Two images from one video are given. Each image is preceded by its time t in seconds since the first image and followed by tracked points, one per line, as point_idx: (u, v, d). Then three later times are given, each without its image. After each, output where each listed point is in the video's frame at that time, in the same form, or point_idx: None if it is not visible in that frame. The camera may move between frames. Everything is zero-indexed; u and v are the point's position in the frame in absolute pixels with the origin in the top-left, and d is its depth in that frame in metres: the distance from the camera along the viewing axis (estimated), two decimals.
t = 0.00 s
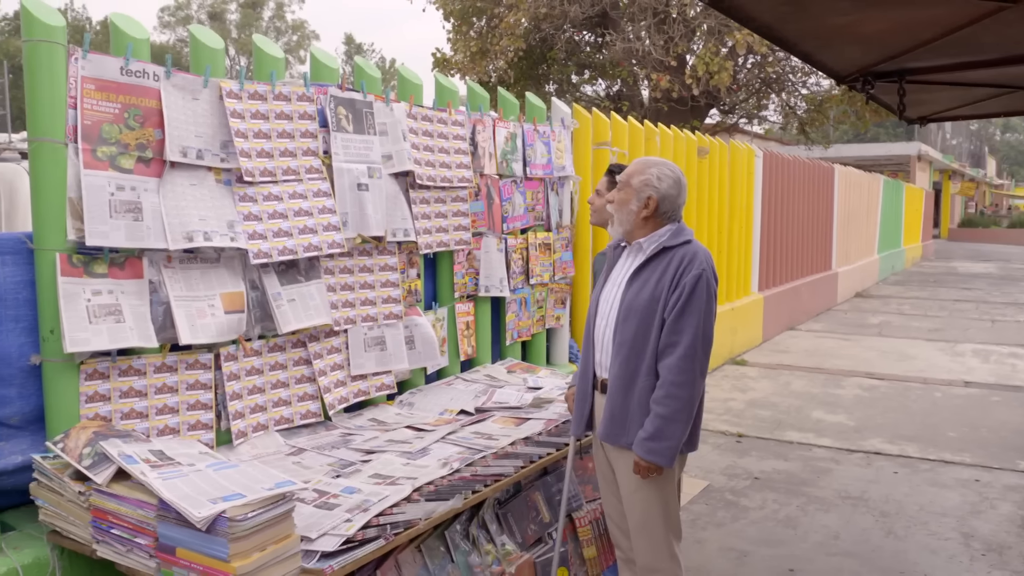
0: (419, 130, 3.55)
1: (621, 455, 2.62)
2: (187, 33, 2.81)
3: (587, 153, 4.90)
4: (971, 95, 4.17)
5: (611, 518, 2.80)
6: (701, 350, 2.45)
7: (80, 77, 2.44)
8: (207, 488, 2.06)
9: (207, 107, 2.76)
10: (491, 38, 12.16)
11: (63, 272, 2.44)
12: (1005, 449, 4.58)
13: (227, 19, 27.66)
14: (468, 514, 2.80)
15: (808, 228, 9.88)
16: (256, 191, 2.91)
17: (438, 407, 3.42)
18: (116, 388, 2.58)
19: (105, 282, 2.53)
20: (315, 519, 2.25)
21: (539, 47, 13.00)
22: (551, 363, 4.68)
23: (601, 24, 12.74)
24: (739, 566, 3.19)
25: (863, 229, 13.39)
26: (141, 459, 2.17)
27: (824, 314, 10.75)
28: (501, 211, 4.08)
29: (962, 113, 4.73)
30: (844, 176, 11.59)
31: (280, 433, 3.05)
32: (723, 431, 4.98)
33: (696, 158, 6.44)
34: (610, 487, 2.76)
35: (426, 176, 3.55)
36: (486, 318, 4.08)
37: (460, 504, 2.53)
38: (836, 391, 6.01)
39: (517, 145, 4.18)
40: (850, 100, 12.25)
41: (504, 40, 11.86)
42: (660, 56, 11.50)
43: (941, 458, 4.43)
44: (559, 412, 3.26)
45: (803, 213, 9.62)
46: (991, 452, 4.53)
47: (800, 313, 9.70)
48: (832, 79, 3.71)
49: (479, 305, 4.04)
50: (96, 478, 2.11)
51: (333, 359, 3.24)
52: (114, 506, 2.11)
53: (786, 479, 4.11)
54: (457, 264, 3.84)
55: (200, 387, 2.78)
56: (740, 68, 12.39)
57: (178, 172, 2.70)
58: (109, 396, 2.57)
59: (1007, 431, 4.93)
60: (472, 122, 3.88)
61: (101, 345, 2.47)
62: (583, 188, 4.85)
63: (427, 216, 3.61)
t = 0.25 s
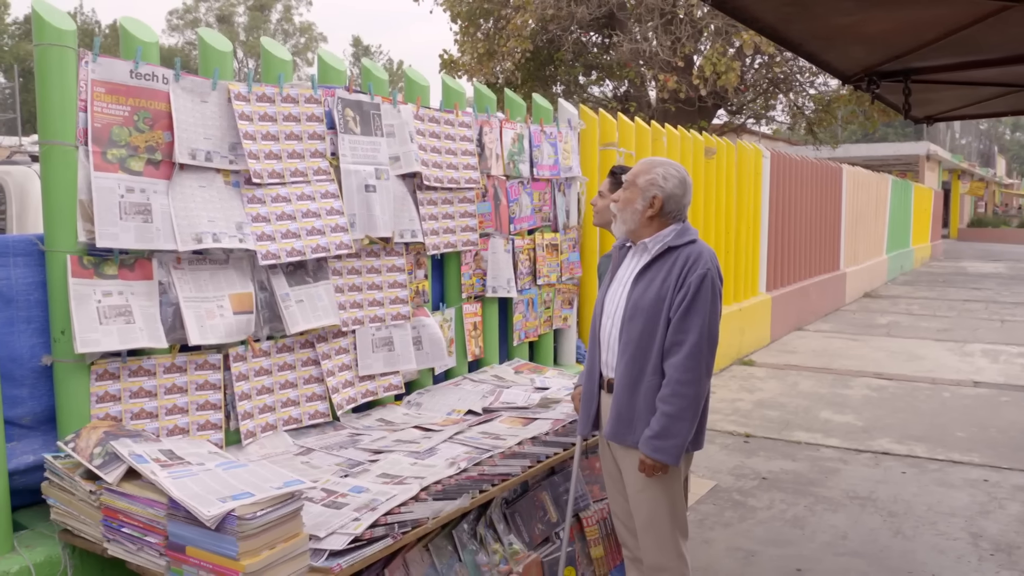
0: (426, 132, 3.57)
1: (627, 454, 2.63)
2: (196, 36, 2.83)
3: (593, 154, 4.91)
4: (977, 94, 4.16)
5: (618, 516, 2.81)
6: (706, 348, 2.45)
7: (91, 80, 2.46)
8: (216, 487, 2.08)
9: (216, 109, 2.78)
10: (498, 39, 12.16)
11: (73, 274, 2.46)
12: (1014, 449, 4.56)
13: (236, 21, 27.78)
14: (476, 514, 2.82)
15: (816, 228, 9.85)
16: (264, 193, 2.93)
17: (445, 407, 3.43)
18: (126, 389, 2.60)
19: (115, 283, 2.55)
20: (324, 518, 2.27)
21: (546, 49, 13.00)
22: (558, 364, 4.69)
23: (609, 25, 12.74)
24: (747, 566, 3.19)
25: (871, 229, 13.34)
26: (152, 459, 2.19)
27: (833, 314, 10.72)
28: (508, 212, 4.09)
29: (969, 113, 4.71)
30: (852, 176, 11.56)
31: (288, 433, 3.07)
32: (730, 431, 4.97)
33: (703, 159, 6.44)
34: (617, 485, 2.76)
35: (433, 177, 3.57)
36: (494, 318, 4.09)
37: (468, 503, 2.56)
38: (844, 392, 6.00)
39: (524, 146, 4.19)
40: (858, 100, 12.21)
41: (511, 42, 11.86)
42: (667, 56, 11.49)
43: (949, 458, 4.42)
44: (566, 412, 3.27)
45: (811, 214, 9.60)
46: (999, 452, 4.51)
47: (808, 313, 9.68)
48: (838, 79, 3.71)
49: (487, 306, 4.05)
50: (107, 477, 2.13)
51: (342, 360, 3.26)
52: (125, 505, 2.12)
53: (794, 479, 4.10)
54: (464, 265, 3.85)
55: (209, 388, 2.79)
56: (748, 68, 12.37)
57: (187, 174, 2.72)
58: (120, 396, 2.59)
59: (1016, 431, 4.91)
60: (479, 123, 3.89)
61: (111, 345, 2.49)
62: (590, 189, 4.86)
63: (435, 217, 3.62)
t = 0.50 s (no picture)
0: (433, 133, 3.58)
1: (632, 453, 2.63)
2: (205, 38, 2.84)
3: (600, 155, 4.91)
4: (985, 94, 4.14)
5: (624, 515, 2.81)
6: (708, 347, 2.44)
7: (100, 82, 2.48)
8: (225, 486, 2.09)
9: (224, 111, 2.79)
10: (505, 40, 12.16)
11: (83, 275, 2.48)
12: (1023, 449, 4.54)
13: (243, 23, 27.87)
14: (483, 514, 2.83)
15: (823, 228, 9.83)
16: (272, 194, 2.94)
17: (453, 407, 3.44)
18: (135, 389, 2.62)
19: (124, 284, 2.57)
20: (331, 517, 2.28)
21: (553, 49, 12.98)
22: (565, 364, 4.69)
23: (615, 25, 12.74)
24: (754, 566, 3.19)
25: (879, 229, 13.29)
26: (161, 459, 2.20)
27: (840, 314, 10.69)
28: (515, 212, 4.10)
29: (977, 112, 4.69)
30: (860, 176, 11.52)
31: (296, 433, 3.08)
32: (738, 432, 4.96)
33: (710, 159, 6.43)
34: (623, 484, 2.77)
35: (441, 178, 3.58)
36: (501, 319, 4.10)
37: (475, 504, 2.56)
38: (851, 392, 5.98)
39: (531, 146, 4.19)
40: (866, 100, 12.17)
41: (518, 43, 11.86)
42: (674, 57, 11.48)
43: (958, 458, 4.40)
44: (573, 413, 3.28)
45: (819, 214, 9.58)
46: (1008, 452, 4.50)
47: (816, 314, 9.65)
48: (844, 79, 3.70)
49: (494, 306, 4.05)
50: (117, 477, 2.14)
51: (349, 360, 3.27)
52: (134, 504, 2.14)
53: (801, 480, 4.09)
54: (471, 266, 3.86)
55: (218, 388, 2.81)
56: (755, 68, 12.34)
57: (196, 175, 2.74)
58: (129, 397, 2.60)
59: None
60: (486, 124, 3.90)
61: (120, 346, 2.51)
62: (596, 190, 4.86)
63: (442, 218, 3.63)
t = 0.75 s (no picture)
0: (437, 134, 3.58)
1: (636, 452, 2.63)
2: (209, 39, 2.85)
3: (604, 155, 4.91)
4: (989, 93, 4.13)
5: (627, 513, 2.81)
6: (711, 347, 2.45)
7: (105, 83, 2.49)
8: (229, 486, 2.10)
9: (228, 112, 2.80)
10: (509, 41, 12.15)
11: (88, 275, 2.49)
12: None
13: (247, 25, 27.94)
14: (487, 513, 2.84)
15: (827, 229, 9.81)
16: (276, 194, 2.95)
17: (457, 407, 3.44)
18: (140, 389, 2.63)
19: (129, 284, 2.58)
20: (336, 516, 2.29)
21: (557, 50, 12.98)
22: (569, 364, 4.69)
23: (619, 26, 12.74)
24: (758, 566, 3.19)
25: (883, 230, 13.27)
26: (166, 458, 2.21)
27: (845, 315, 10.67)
28: (519, 213, 4.11)
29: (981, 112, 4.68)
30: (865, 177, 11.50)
31: (301, 433, 3.09)
32: (742, 432, 4.96)
33: (713, 160, 6.43)
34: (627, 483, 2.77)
35: (445, 179, 3.59)
36: (504, 319, 4.10)
37: (480, 503, 2.58)
38: (856, 392, 5.97)
39: (534, 147, 4.20)
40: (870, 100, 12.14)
41: (522, 44, 11.86)
42: (678, 57, 11.48)
43: (962, 458, 4.39)
44: (577, 413, 3.28)
45: (823, 214, 9.56)
46: (1013, 452, 4.49)
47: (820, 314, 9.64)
48: (847, 79, 3.70)
49: (498, 307, 4.06)
50: (122, 476, 2.15)
51: (353, 361, 3.27)
52: (139, 504, 2.15)
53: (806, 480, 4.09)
54: (475, 266, 3.86)
55: (222, 388, 2.82)
56: (758, 68, 12.33)
57: (200, 176, 2.74)
58: (134, 397, 2.61)
59: None
60: (490, 125, 3.91)
61: (125, 346, 2.52)
62: (600, 191, 4.87)
63: (446, 219, 3.64)
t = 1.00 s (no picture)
0: (438, 134, 3.58)
1: (637, 452, 2.63)
2: (210, 39, 2.85)
3: (605, 155, 4.91)
4: (990, 93, 4.13)
5: (629, 513, 2.81)
6: (712, 346, 2.45)
7: (107, 83, 2.49)
8: (230, 485, 2.10)
9: (230, 111, 2.81)
10: (510, 41, 12.15)
11: (90, 275, 2.50)
12: None
13: (248, 25, 27.95)
14: (488, 512, 2.84)
15: (828, 229, 9.80)
16: (278, 194, 2.95)
17: (458, 407, 3.45)
18: (142, 388, 2.63)
19: (130, 283, 2.58)
20: (337, 516, 2.29)
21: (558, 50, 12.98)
22: (570, 364, 4.69)
23: (620, 26, 12.74)
24: (759, 566, 3.19)
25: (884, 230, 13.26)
26: (167, 457, 2.21)
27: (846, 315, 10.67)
28: (520, 213, 4.11)
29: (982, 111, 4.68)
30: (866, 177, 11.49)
31: (302, 433, 3.09)
32: (743, 432, 4.96)
33: (715, 160, 6.43)
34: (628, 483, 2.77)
35: (446, 179, 3.59)
36: (505, 319, 4.10)
37: (480, 502, 2.57)
38: (857, 392, 5.97)
39: (535, 147, 4.20)
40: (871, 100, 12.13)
41: (523, 44, 11.86)
42: (679, 57, 11.47)
43: (963, 458, 4.39)
44: (578, 412, 3.28)
45: (824, 214, 9.56)
46: (1015, 452, 4.48)
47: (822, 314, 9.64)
48: (848, 79, 3.70)
49: (499, 307, 4.06)
50: (124, 475, 2.15)
51: (354, 360, 3.28)
52: (141, 503, 2.15)
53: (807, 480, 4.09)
54: (477, 266, 3.87)
55: (224, 388, 2.82)
56: (759, 69, 12.32)
57: (202, 176, 2.75)
58: (135, 396, 2.62)
59: None
60: (491, 125, 3.91)
61: (126, 346, 2.52)
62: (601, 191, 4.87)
63: (447, 218, 3.64)
